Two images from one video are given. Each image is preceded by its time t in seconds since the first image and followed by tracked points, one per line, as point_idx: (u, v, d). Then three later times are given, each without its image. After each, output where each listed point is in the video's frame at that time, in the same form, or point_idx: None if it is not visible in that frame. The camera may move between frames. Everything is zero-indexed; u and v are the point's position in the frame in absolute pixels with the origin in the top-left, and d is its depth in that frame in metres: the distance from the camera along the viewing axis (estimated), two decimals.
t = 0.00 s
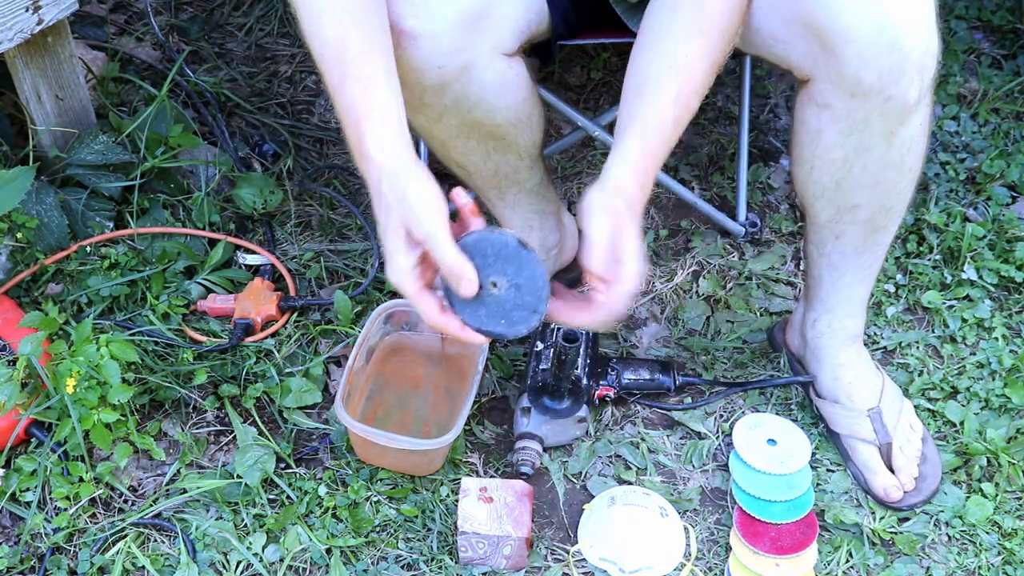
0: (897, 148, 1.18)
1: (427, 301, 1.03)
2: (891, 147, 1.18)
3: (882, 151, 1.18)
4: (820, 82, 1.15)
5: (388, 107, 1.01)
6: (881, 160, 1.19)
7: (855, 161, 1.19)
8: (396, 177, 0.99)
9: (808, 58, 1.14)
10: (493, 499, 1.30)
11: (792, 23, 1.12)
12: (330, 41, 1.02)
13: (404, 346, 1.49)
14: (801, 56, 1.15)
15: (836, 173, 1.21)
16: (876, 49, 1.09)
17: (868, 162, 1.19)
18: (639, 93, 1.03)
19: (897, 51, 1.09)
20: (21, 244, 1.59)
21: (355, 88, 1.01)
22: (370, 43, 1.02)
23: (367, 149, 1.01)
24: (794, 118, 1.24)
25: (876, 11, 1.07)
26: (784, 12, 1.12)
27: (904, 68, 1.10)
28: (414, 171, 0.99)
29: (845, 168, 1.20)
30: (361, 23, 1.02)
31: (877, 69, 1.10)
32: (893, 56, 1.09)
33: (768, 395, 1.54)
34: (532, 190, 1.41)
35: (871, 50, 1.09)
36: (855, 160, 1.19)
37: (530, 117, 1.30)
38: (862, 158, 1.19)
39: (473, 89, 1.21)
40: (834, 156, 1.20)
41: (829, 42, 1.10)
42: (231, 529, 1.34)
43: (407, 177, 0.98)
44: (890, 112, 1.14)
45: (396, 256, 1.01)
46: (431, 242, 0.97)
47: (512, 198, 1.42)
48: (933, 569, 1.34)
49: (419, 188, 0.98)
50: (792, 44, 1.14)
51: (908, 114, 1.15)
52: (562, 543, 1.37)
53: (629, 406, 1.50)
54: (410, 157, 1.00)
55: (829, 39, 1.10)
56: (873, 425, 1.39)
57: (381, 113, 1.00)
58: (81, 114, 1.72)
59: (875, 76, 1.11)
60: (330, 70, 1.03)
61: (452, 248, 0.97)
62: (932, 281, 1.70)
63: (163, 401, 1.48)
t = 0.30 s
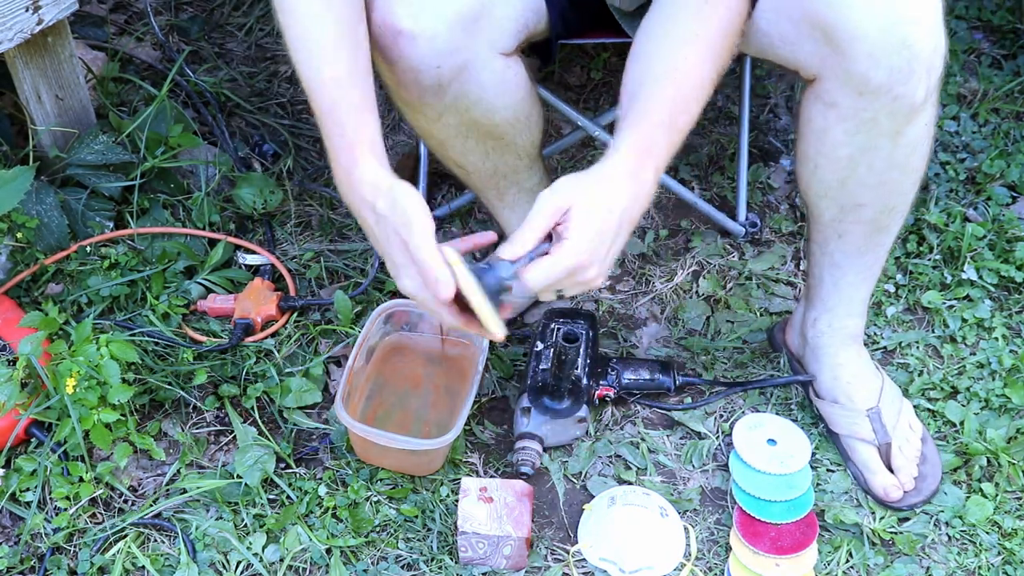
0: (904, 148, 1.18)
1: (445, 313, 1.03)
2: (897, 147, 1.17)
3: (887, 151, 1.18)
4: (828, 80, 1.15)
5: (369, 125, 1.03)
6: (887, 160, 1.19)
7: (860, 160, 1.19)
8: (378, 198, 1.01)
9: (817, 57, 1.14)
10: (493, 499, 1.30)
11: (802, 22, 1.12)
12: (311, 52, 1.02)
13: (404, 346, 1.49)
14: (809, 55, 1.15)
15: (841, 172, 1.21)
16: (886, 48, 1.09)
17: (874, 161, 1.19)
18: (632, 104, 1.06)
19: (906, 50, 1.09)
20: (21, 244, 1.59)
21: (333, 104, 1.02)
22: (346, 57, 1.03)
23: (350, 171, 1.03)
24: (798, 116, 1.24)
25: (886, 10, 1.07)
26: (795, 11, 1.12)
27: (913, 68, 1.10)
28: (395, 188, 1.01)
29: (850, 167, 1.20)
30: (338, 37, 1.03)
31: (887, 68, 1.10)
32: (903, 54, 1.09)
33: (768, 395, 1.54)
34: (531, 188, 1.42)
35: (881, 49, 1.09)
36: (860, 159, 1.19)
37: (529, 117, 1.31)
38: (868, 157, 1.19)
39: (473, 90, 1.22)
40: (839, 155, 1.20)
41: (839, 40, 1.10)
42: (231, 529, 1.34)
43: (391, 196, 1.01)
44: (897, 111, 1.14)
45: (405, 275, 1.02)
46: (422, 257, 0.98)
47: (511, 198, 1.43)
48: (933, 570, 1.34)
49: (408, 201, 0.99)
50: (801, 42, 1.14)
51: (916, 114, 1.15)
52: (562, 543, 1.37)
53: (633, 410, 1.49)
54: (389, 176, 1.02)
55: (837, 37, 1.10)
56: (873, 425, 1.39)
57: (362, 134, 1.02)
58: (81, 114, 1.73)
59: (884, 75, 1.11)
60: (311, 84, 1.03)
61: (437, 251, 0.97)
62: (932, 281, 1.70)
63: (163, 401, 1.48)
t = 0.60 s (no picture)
0: (908, 151, 1.18)
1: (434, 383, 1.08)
2: (901, 149, 1.18)
3: (892, 153, 1.18)
4: (833, 82, 1.15)
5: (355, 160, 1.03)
6: (892, 161, 1.19)
7: (864, 162, 1.20)
8: (384, 256, 1.03)
9: (822, 60, 1.15)
10: (493, 499, 1.30)
11: (808, 25, 1.13)
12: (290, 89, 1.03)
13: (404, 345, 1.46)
14: (814, 57, 1.15)
15: (844, 173, 1.22)
16: (893, 49, 1.09)
17: (878, 163, 1.19)
18: (671, 168, 0.99)
19: (914, 53, 1.09)
20: (21, 244, 1.59)
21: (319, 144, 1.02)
22: (326, 95, 1.03)
23: (353, 221, 1.03)
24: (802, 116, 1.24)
25: (894, 13, 1.08)
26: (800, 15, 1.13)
27: (919, 71, 1.11)
28: (402, 246, 1.02)
29: (855, 169, 1.21)
30: (320, 80, 1.03)
31: (894, 70, 1.10)
32: (910, 58, 1.10)
33: (768, 395, 1.54)
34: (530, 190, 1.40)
35: (887, 51, 1.09)
36: (864, 161, 1.19)
37: (527, 119, 1.30)
38: (872, 158, 1.19)
39: (468, 94, 1.22)
40: (844, 156, 1.20)
41: (845, 42, 1.11)
42: (231, 529, 1.34)
43: (397, 255, 1.02)
44: (903, 114, 1.14)
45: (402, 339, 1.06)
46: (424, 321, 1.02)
47: (510, 199, 1.41)
48: (933, 569, 1.34)
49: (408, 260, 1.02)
50: (805, 45, 1.15)
51: (921, 117, 1.16)
52: (562, 543, 1.37)
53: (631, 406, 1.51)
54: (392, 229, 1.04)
55: (842, 37, 1.11)
56: (872, 425, 1.39)
57: (358, 184, 1.03)
58: (81, 114, 1.73)
59: (891, 78, 1.11)
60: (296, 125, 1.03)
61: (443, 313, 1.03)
62: (932, 281, 1.70)
63: (163, 401, 1.48)
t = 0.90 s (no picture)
0: (905, 155, 1.19)
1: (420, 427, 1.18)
2: (898, 154, 1.18)
3: (889, 158, 1.19)
4: (830, 87, 1.15)
5: (351, 212, 1.13)
6: (888, 166, 1.19)
7: (861, 167, 1.20)
8: (388, 305, 1.15)
9: (819, 64, 1.13)
10: (493, 499, 1.30)
11: (803, 26, 1.10)
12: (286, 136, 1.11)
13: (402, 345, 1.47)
14: (812, 62, 1.14)
15: (841, 178, 1.22)
16: (891, 54, 1.09)
17: (875, 168, 1.20)
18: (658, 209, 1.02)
19: (910, 59, 1.09)
20: (21, 244, 1.58)
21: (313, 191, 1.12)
22: (318, 143, 1.11)
23: (356, 270, 1.15)
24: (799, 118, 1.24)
25: (890, 17, 1.07)
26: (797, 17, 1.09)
27: (915, 76, 1.11)
28: (403, 297, 1.16)
29: (852, 174, 1.21)
30: (315, 131, 1.11)
31: (890, 76, 1.10)
32: (907, 63, 1.10)
33: (768, 395, 1.54)
34: (522, 188, 1.43)
35: (885, 56, 1.09)
36: (862, 166, 1.20)
37: (509, 117, 1.31)
38: (869, 163, 1.20)
39: (445, 94, 1.23)
40: (840, 161, 1.21)
41: (845, 49, 1.10)
42: (231, 529, 1.34)
43: (400, 305, 1.16)
44: (900, 119, 1.15)
45: (394, 385, 1.15)
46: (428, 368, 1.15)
47: (501, 198, 1.43)
48: (933, 569, 1.34)
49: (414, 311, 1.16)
50: (798, 48, 1.13)
51: (918, 122, 1.16)
52: (562, 543, 1.37)
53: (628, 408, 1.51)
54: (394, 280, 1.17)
55: (841, 44, 1.09)
56: (872, 425, 1.40)
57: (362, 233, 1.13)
58: (81, 114, 1.73)
59: (887, 83, 1.11)
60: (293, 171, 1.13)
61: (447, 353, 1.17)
62: (932, 281, 1.70)
63: (163, 401, 1.48)
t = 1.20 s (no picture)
0: (907, 159, 1.19)
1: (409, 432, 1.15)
2: (900, 157, 1.18)
3: (891, 161, 1.19)
4: (831, 90, 1.15)
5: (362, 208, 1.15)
6: (890, 170, 1.20)
7: (863, 170, 1.20)
8: (394, 303, 1.15)
9: (820, 66, 1.13)
10: (493, 499, 1.30)
11: (803, 29, 1.10)
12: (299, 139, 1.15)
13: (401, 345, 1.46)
14: (813, 64, 1.14)
15: (843, 181, 1.22)
16: (893, 58, 1.09)
17: (877, 171, 1.20)
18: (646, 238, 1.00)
19: (911, 63, 1.09)
20: (21, 244, 1.58)
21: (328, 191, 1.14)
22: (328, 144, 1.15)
23: (366, 268, 1.15)
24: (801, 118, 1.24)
25: (891, 21, 1.07)
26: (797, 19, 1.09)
27: (917, 81, 1.11)
28: (409, 297, 1.16)
29: (853, 176, 1.21)
30: (325, 133, 1.15)
31: (892, 79, 1.10)
32: (909, 67, 1.10)
33: (767, 394, 1.54)
34: (519, 189, 1.43)
35: (886, 61, 1.09)
36: (863, 169, 1.20)
37: (503, 119, 1.32)
38: (871, 166, 1.20)
39: (438, 95, 1.24)
40: (841, 164, 1.21)
41: (846, 51, 1.10)
42: (231, 529, 1.34)
43: (406, 304, 1.16)
44: (902, 123, 1.15)
45: (388, 384, 1.13)
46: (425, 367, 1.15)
47: (499, 199, 1.43)
48: (933, 569, 1.34)
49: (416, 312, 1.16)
50: (797, 49, 1.13)
51: (921, 125, 1.16)
52: (562, 543, 1.37)
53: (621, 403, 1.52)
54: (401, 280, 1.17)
55: (842, 46, 1.09)
56: (872, 425, 1.40)
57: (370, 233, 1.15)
58: (81, 114, 1.73)
59: (889, 87, 1.11)
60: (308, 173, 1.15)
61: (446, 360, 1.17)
62: (932, 281, 1.70)
63: (163, 401, 1.48)
